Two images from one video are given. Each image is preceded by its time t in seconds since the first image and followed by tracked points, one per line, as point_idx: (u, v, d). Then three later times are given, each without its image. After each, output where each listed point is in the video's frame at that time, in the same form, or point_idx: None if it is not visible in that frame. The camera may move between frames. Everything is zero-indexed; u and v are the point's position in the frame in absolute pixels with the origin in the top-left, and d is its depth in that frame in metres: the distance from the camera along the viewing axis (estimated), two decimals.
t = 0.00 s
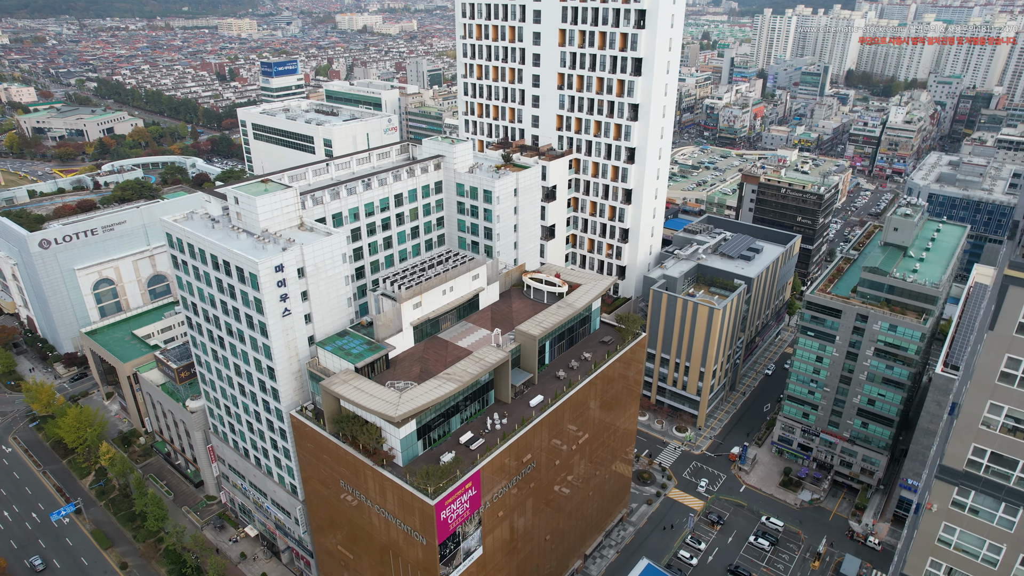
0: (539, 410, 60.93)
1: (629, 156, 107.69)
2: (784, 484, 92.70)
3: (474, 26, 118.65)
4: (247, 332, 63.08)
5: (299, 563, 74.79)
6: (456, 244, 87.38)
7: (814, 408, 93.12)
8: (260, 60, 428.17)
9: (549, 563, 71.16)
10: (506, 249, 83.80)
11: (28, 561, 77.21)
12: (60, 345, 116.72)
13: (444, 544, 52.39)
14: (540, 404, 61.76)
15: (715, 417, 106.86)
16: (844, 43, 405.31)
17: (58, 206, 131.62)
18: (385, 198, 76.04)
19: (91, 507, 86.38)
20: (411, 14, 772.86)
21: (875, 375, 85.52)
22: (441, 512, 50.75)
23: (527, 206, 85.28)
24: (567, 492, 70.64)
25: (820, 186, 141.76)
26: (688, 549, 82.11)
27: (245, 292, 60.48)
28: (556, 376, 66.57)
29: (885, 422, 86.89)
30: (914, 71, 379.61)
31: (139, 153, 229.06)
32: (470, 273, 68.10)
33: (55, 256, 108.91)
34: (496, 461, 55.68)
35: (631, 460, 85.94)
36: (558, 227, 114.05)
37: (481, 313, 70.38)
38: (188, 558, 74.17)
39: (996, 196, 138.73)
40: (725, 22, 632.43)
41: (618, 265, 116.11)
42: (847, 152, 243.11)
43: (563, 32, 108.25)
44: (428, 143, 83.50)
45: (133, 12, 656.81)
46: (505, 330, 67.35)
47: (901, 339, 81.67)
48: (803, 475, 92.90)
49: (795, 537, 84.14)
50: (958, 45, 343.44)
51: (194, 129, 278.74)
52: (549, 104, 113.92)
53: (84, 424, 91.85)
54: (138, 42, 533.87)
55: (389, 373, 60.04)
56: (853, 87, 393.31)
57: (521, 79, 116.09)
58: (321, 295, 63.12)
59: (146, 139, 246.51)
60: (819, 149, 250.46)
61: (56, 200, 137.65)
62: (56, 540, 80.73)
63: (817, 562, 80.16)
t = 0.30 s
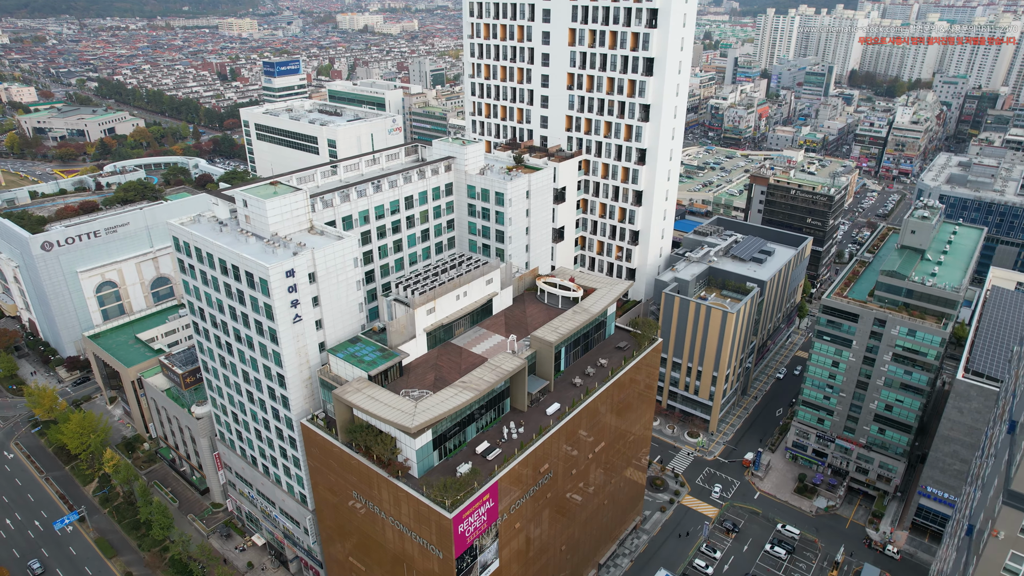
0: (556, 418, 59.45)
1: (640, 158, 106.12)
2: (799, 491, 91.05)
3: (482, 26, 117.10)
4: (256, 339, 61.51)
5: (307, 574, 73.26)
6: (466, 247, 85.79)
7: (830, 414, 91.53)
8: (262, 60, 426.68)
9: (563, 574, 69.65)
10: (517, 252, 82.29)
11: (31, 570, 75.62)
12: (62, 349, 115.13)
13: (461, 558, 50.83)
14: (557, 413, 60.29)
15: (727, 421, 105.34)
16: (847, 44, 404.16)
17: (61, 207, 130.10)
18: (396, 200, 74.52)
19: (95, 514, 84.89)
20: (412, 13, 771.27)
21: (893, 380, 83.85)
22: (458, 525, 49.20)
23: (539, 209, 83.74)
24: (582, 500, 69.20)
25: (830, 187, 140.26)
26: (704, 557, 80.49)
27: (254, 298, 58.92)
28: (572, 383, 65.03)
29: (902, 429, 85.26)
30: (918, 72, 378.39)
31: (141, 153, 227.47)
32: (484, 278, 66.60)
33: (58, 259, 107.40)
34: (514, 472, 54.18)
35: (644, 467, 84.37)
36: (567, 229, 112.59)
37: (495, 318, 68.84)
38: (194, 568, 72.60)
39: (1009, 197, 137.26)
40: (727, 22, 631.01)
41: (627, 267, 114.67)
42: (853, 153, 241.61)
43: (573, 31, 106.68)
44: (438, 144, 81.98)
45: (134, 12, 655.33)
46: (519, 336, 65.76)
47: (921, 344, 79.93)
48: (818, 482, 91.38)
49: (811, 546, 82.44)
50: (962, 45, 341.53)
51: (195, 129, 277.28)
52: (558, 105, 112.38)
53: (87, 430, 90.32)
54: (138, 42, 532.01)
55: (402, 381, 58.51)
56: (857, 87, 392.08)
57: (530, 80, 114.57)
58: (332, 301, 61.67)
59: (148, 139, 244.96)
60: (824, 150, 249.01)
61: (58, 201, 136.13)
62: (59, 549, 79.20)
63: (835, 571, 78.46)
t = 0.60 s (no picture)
0: (574, 427, 58.00)
1: (651, 159, 104.65)
2: (814, 498, 89.41)
3: (490, 25, 115.57)
4: (266, 346, 59.96)
5: None
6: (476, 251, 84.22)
7: (845, 420, 89.89)
8: (263, 60, 425.05)
9: None
10: (529, 256, 80.70)
11: None
12: (64, 353, 113.45)
13: (479, 573, 49.31)
14: (574, 421, 58.81)
15: (739, 427, 103.76)
16: (850, 44, 402.77)
17: (62, 209, 128.62)
18: (406, 203, 73.00)
19: (98, 523, 83.28)
20: (413, 13, 769.73)
21: (911, 387, 82.15)
22: (476, 540, 47.66)
23: (552, 211, 82.16)
24: (597, 510, 67.75)
25: (840, 189, 138.65)
26: (719, 567, 78.89)
27: (264, 304, 57.37)
28: (589, 391, 63.50)
29: (921, 436, 83.60)
30: (922, 72, 377.14)
31: (142, 154, 225.88)
32: (498, 283, 65.15)
33: (60, 262, 105.78)
34: (533, 484, 52.73)
35: (658, 475, 82.83)
36: (577, 231, 111.12)
37: (509, 324, 67.32)
38: None
39: (1021, 199, 135.87)
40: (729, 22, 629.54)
41: (637, 270, 113.20)
42: (859, 153, 240.11)
43: (583, 31, 105.12)
44: (449, 146, 80.44)
45: (134, 12, 653.58)
46: (534, 343, 64.18)
47: (941, 350, 78.18)
48: (834, 489, 89.77)
49: (829, 555, 80.79)
50: (967, 45, 339.69)
51: (197, 129, 275.64)
52: (567, 105, 110.86)
53: (90, 436, 88.72)
54: (139, 41, 530.09)
55: (416, 390, 56.97)
56: (860, 87, 390.57)
57: (539, 80, 113.06)
58: (343, 307, 60.15)
59: (149, 140, 243.39)
60: (830, 150, 247.58)
61: (59, 203, 134.61)
62: (62, 558, 77.61)
63: None
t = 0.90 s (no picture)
0: (593, 437, 56.45)
1: (662, 160, 103.07)
2: (831, 506, 87.78)
3: (498, 24, 113.95)
4: (276, 353, 58.31)
5: None
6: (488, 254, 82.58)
7: (863, 426, 88.30)
8: (265, 60, 423.65)
9: None
10: (542, 259, 79.09)
11: None
12: (67, 356, 111.84)
13: None
14: (593, 431, 57.24)
15: (753, 432, 102.14)
16: (854, 44, 401.16)
17: (64, 210, 127.11)
18: (418, 206, 71.42)
19: (102, 531, 81.67)
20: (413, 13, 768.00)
21: (932, 393, 80.51)
22: (497, 555, 46.05)
23: (565, 213, 80.53)
24: (614, 520, 66.18)
25: (851, 190, 137.02)
26: None
27: (275, 311, 55.76)
28: (607, 399, 61.91)
29: (941, 443, 81.97)
30: (926, 72, 375.60)
31: (144, 154, 224.29)
32: (513, 287, 63.61)
33: (63, 264, 104.21)
34: (553, 496, 51.15)
35: (673, 482, 81.27)
36: (587, 233, 109.57)
37: (524, 329, 65.73)
38: None
39: None
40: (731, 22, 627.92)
41: (648, 273, 111.69)
42: (866, 154, 238.63)
43: (593, 30, 103.45)
44: (460, 147, 78.79)
45: (134, 12, 652.04)
46: (551, 349, 62.57)
47: (963, 356, 76.51)
48: (851, 497, 88.15)
49: (847, 564, 79.12)
50: (971, 45, 338.15)
51: (199, 129, 274.09)
52: (577, 105, 109.24)
53: (94, 442, 87.13)
54: (140, 41, 528.69)
55: (432, 399, 55.37)
56: (864, 88, 388.78)
57: (548, 80, 111.44)
58: (356, 313, 58.61)
59: (151, 140, 241.88)
60: (836, 151, 246.00)
61: (62, 204, 133.13)
62: (66, 568, 76.02)
63: None
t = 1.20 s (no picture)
0: (628, 449, 54.69)
1: (691, 163, 100.87)
2: (865, 520, 85.19)
3: (523, 23, 112.34)
4: (303, 357, 57.09)
5: None
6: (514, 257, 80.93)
7: (899, 439, 85.62)
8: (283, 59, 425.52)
9: None
10: (571, 263, 77.33)
11: None
12: (89, 354, 111.86)
13: None
14: (628, 443, 55.48)
15: (782, 441, 99.65)
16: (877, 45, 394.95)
17: (87, 208, 127.45)
18: (445, 208, 70.01)
19: (126, 531, 81.08)
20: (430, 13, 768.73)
21: (974, 406, 77.79)
22: (532, 572, 44.45)
23: (594, 216, 78.65)
24: (644, 533, 64.37)
25: (882, 195, 133.73)
26: None
27: (302, 315, 54.52)
28: (641, 409, 60.08)
29: (983, 458, 79.01)
30: (952, 74, 368.70)
31: (165, 152, 225.53)
32: (545, 292, 61.99)
33: (86, 262, 104.15)
34: (588, 511, 49.48)
35: (704, 492, 79.21)
36: (613, 236, 107.70)
37: (555, 336, 64.05)
38: None
39: None
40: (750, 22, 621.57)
41: (675, 277, 109.61)
42: (891, 156, 234.20)
43: (621, 30, 101.43)
44: (487, 148, 77.18)
45: (154, 11, 658.83)
46: (584, 357, 60.82)
47: (1009, 368, 73.59)
48: (886, 511, 85.50)
49: None
50: (999, 46, 331.29)
51: (219, 128, 275.41)
52: (603, 106, 107.33)
53: (117, 441, 86.69)
54: (160, 40, 534.01)
55: (463, 407, 53.86)
56: (887, 89, 382.27)
57: (573, 80, 109.65)
58: (384, 318, 57.25)
59: (172, 138, 243.23)
60: (861, 154, 241.65)
61: (85, 201, 133.61)
62: (90, 568, 75.47)
63: None
